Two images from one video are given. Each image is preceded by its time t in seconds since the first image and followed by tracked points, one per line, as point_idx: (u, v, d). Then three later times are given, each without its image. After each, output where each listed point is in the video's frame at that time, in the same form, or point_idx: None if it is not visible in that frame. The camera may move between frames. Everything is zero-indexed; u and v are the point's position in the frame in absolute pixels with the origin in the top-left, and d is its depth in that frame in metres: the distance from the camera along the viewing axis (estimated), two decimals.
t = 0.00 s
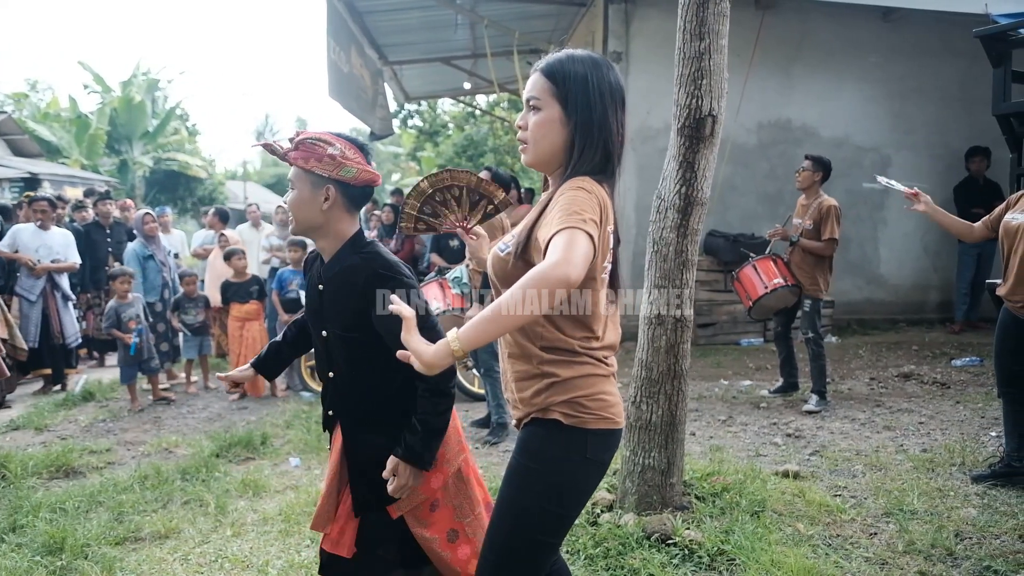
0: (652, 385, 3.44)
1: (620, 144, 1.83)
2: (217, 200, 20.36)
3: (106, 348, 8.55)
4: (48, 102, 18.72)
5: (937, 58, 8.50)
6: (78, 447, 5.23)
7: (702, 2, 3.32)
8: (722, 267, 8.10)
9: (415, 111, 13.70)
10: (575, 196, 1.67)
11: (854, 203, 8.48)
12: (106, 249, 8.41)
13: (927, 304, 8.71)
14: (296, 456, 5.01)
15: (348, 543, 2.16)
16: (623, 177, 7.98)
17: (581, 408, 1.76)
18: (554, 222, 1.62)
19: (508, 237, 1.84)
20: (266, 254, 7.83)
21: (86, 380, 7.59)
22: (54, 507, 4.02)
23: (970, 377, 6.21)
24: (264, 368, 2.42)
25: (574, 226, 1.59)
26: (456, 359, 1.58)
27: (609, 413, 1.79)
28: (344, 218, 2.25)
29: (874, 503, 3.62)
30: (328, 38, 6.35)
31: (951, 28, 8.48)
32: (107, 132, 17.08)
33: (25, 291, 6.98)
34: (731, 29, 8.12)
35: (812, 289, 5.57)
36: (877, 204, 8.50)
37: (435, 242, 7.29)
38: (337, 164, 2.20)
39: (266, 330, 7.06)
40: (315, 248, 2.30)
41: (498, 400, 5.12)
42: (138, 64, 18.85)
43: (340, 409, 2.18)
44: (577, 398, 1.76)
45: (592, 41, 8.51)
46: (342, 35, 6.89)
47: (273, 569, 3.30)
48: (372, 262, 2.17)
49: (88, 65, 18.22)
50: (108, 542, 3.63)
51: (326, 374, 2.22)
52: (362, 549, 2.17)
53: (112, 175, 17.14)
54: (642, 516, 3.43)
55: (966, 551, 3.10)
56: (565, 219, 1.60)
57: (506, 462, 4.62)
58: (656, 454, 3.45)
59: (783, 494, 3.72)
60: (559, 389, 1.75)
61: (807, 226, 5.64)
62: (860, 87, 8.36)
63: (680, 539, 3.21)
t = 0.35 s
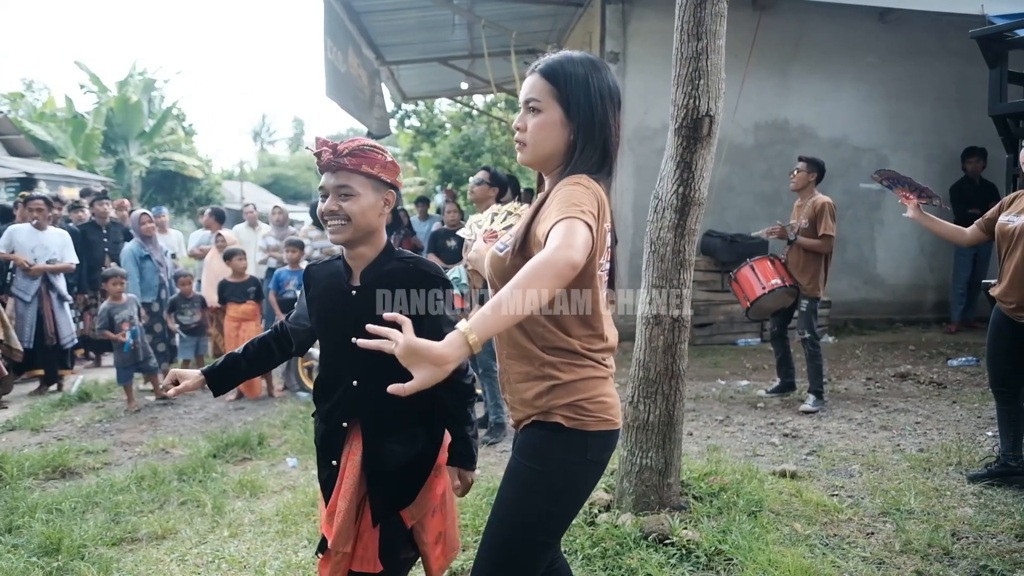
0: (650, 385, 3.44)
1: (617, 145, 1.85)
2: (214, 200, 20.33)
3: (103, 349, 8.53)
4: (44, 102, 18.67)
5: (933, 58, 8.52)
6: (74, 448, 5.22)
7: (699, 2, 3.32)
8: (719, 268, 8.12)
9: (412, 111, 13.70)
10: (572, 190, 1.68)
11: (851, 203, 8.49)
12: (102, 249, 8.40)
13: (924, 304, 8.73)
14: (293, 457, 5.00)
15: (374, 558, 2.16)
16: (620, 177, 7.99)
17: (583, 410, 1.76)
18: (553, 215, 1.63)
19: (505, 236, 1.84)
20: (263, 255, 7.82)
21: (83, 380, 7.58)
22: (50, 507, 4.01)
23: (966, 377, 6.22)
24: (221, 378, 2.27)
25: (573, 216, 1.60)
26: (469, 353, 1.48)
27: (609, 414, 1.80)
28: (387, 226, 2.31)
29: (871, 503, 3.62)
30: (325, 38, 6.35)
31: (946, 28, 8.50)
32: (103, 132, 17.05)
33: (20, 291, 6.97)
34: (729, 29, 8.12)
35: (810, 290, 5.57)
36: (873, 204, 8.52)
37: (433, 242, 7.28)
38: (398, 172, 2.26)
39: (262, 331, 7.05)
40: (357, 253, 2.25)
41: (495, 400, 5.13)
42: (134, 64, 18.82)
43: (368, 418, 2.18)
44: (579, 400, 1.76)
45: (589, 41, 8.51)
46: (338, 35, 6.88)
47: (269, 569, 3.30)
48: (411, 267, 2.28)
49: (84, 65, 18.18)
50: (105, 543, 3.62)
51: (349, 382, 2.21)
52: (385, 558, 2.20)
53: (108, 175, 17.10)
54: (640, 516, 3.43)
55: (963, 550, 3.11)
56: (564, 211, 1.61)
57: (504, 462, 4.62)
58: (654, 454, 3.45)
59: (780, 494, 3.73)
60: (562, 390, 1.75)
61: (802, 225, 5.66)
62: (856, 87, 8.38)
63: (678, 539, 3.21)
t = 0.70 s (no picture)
0: (648, 384, 3.44)
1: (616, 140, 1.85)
2: (211, 200, 20.30)
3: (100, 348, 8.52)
4: (41, 101, 18.63)
5: (931, 58, 8.52)
6: (72, 448, 5.21)
7: (697, 1, 3.31)
8: (717, 267, 8.12)
9: (410, 111, 13.69)
10: (575, 183, 1.68)
11: (849, 202, 8.49)
12: (101, 248, 8.38)
13: (922, 304, 8.74)
14: (291, 456, 5.00)
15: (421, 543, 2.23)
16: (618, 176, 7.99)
17: (578, 407, 1.76)
18: (557, 204, 1.63)
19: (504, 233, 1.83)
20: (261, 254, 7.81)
21: (81, 380, 7.57)
22: (48, 507, 4.00)
23: (964, 376, 6.23)
24: (183, 375, 2.18)
25: (575, 206, 1.60)
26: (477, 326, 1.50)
27: (604, 412, 1.80)
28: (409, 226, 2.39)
29: (869, 501, 3.63)
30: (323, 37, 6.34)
31: (944, 28, 8.51)
32: (101, 131, 17.01)
33: (18, 290, 6.95)
34: (727, 28, 8.12)
35: (811, 289, 5.57)
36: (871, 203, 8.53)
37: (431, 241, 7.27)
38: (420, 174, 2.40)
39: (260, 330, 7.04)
40: (395, 248, 2.30)
41: (494, 399, 5.12)
42: (132, 63, 18.80)
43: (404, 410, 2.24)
44: (574, 397, 1.76)
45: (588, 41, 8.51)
46: (337, 34, 6.87)
47: (268, 569, 3.29)
48: (438, 262, 2.36)
49: (82, 64, 18.15)
50: (102, 542, 3.61)
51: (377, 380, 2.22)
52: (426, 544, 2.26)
53: (106, 175, 17.07)
54: (638, 515, 3.43)
55: (961, 549, 3.11)
56: (567, 200, 1.62)
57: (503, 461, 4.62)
58: (652, 453, 3.45)
59: (779, 493, 3.73)
60: (556, 387, 1.75)
61: (803, 222, 5.66)
62: (854, 87, 8.38)
63: (677, 538, 3.21)
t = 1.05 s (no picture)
0: (646, 384, 3.44)
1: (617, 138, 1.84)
2: (209, 200, 20.27)
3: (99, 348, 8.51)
4: (38, 101, 18.58)
5: (929, 58, 8.53)
6: (70, 447, 5.20)
7: (696, 1, 3.31)
8: (716, 267, 8.12)
9: (409, 110, 13.68)
10: (579, 184, 1.68)
11: (848, 202, 8.50)
12: (99, 248, 8.37)
13: (920, 303, 8.74)
14: (289, 456, 4.99)
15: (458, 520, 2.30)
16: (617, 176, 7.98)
17: (570, 406, 1.75)
18: (560, 201, 1.64)
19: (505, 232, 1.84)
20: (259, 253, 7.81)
21: (79, 380, 7.55)
22: (45, 507, 3.99)
23: (962, 376, 6.24)
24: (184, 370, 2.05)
25: (578, 203, 1.60)
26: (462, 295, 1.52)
27: (599, 412, 1.79)
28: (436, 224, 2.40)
29: (868, 501, 3.62)
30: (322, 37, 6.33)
31: (943, 28, 8.52)
32: (99, 131, 16.99)
33: (15, 291, 6.95)
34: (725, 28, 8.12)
35: (813, 288, 5.57)
36: (870, 203, 8.53)
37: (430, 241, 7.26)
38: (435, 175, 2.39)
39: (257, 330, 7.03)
40: (431, 242, 2.28)
41: (493, 399, 5.12)
42: (129, 63, 18.77)
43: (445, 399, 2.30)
44: (566, 396, 1.75)
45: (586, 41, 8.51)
46: (335, 34, 6.86)
47: (266, 569, 3.29)
48: (465, 254, 2.39)
49: (80, 64, 18.11)
50: (100, 543, 3.60)
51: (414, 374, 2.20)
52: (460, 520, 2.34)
53: (104, 175, 17.04)
54: (637, 515, 3.43)
55: (959, 549, 3.11)
56: (572, 197, 1.63)
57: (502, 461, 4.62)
58: (651, 452, 3.45)
59: (778, 493, 3.73)
60: (548, 386, 1.75)
61: (806, 221, 5.66)
62: (853, 87, 8.38)
63: (675, 538, 3.21)
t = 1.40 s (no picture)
0: (645, 384, 3.44)
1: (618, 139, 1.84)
2: (208, 200, 20.27)
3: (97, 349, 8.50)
4: (36, 101, 18.57)
5: (928, 58, 8.53)
6: (68, 448, 5.19)
7: (694, 1, 3.31)
8: (714, 267, 8.12)
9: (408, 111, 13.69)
10: (580, 191, 1.67)
11: (847, 202, 8.50)
12: (98, 249, 8.37)
13: (918, 304, 8.75)
14: (287, 456, 4.98)
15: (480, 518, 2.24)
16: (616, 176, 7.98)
17: (570, 408, 1.75)
18: (561, 209, 1.64)
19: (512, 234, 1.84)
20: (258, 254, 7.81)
21: (77, 380, 7.55)
22: (43, 508, 3.98)
23: (961, 376, 6.25)
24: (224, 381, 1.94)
25: (579, 211, 1.60)
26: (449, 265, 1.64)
27: (598, 416, 1.78)
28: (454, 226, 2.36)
29: (866, 502, 3.62)
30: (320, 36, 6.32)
31: (941, 28, 8.52)
32: (97, 131, 16.98)
33: (14, 290, 6.99)
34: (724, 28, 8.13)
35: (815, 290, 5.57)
36: (868, 204, 8.54)
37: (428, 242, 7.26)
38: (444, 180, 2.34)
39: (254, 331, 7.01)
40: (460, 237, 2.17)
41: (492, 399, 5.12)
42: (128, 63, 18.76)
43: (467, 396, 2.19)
44: (565, 397, 1.75)
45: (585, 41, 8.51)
46: (334, 34, 6.86)
47: (264, 570, 3.29)
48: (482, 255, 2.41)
49: (78, 64, 18.09)
50: (98, 543, 3.59)
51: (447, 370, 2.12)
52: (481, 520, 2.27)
53: (102, 175, 17.04)
54: (636, 515, 3.43)
55: (957, 549, 3.11)
56: (572, 205, 1.62)
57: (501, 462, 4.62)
58: (649, 453, 3.45)
59: (777, 493, 3.73)
60: (547, 386, 1.75)
61: (809, 223, 5.66)
62: (851, 87, 8.39)
63: (674, 538, 3.21)
